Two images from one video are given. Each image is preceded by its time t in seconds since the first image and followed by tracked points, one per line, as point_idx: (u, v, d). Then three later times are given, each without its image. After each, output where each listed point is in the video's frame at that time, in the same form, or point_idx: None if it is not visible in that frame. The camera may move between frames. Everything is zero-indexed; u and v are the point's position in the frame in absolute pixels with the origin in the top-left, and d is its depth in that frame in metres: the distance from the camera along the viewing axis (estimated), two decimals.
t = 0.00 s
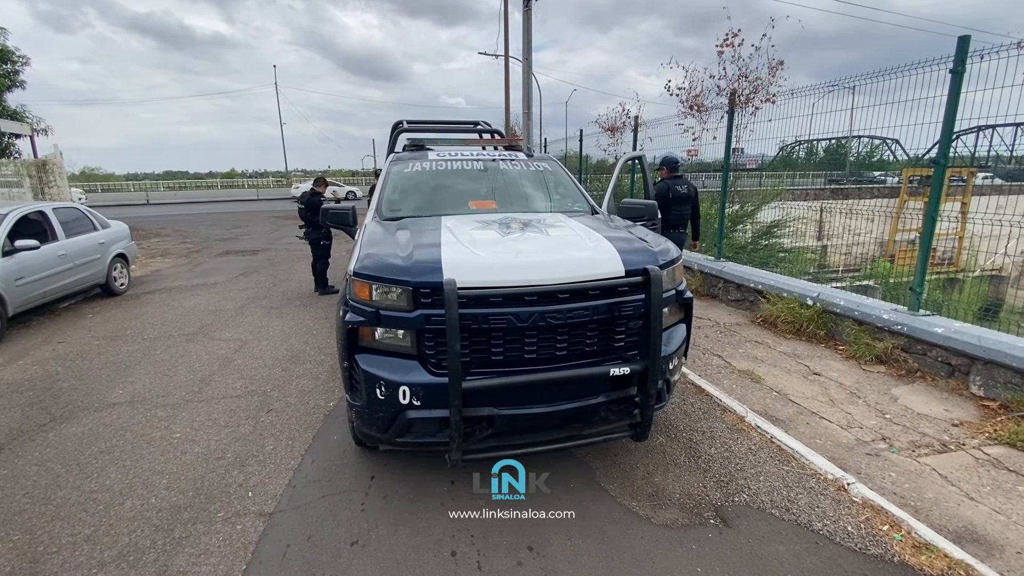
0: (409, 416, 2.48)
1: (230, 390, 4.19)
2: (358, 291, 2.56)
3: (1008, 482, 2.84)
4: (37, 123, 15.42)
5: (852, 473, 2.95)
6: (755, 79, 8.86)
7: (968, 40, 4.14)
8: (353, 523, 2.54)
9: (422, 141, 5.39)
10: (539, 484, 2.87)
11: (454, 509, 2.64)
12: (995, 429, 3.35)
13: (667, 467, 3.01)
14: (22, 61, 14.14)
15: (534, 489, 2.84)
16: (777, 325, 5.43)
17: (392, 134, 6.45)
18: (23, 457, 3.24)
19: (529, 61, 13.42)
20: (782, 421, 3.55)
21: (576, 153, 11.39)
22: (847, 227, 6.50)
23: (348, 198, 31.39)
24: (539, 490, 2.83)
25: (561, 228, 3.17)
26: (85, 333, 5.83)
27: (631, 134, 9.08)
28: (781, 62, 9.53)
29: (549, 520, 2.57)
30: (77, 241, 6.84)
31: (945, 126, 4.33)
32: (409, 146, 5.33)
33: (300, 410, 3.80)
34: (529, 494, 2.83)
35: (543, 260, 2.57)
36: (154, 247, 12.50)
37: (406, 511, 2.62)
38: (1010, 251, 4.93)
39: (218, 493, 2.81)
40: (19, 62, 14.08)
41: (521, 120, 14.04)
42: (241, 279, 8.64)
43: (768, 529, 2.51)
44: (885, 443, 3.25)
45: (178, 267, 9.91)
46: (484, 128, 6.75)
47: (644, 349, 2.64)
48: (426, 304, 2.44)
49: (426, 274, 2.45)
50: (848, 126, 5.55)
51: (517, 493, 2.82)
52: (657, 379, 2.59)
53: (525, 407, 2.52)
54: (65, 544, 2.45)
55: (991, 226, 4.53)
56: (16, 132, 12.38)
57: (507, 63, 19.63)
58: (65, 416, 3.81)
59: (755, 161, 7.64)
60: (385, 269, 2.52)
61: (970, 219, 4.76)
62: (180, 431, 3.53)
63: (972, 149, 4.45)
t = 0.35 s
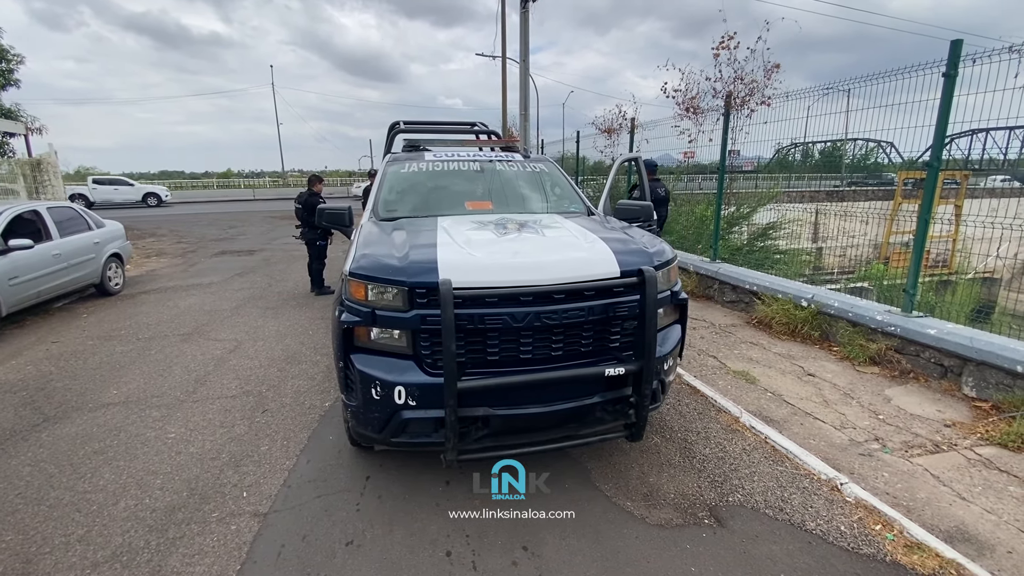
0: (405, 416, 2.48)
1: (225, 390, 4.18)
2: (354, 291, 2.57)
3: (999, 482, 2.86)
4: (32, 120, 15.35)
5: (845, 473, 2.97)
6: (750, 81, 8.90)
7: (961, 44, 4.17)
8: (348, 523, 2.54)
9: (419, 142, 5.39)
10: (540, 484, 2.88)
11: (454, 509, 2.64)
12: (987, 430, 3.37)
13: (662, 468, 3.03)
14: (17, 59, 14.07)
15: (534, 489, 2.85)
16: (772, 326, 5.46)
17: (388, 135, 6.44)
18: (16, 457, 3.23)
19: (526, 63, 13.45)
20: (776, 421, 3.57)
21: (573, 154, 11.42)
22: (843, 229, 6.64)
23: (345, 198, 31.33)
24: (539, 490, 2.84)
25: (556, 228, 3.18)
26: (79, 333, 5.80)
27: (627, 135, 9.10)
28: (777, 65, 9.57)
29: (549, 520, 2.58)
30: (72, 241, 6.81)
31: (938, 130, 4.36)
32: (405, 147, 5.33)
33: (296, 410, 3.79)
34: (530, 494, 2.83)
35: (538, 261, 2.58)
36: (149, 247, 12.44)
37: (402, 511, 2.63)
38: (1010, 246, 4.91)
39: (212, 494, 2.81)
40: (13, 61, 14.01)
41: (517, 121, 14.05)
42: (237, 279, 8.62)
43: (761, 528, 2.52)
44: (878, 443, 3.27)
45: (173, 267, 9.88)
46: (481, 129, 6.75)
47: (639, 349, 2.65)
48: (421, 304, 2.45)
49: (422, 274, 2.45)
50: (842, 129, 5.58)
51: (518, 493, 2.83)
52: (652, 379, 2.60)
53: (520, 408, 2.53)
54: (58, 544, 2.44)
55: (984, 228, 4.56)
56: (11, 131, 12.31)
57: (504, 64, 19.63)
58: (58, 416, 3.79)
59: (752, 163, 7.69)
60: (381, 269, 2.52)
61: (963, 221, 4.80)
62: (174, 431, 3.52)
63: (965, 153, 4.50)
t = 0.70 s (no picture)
0: (402, 416, 2.48)
1: (220, 391, 4.16)
2: (351, 291, 2.56)
3: (993, 483, 2.88)
4: (24, 119, 15.24)
5: (841, 473, 2.98)
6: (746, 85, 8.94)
7: (954, 49, 4.21)
8: (344, 525, 2.53)
9: (417, 143, 5.39)
10: (540, 484, 2.88)
11: (453, 509, 2.65)
12: (980, 431, 3.39)
13: (659, 468, 3.03)
14: (10, 58, 13.98)
15: (534, 489, 2.86)
16: (768, 328, 5.48)
17: (385, 136, 6.43)
18: (7, 459, 3.20)
19: (523, 65, 13.47)
20: (772, 422, 3.58)
21: (569, 156, 11.44)
22: (837, 232, 6.85)
23: (340, 199, 31.26)
24: (539, 490, 2.85)
25: (554, 229, 3.18)
26: (72, 334, 5.76)
27: (624, 137, 9.13)
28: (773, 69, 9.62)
29: (548, 520, 2.58)
30: (66, 241, 6.77)
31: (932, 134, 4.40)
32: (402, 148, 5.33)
33: (291, 412, 3.78)
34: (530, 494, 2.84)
35: (536, 262, 2.58)
36: (144, 247, 12.38)
37: (399, 512, 2.62)
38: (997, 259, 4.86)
39: (207, 495, 2.79)
40: (7, 60, 13.93)
41: (514, 123, 14.06)
42: (232, 280, 8.58)
43: (758, 529, 2.53)
44: (873, 444, 3.29)
45: (168, 267, 9.83)
46: (478, 130, 6.74)
47: (636, 350, 2.65)
48: (419, 304, 2.44)
49: (420, 275, 2.45)
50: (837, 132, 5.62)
51: (518, 493, 2.83)
52: (649, 380, 2.60)
53: (517, 408, 2.53)
54: (51, 546, 2.42)
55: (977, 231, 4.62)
56: (4, 130, 12.23)
57: (501, 66, 19.63)
58: (51, 417, 3.76)
59: (748, 165, 7.68)
60: (378, 270, 2.52)
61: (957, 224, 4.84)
62: (169, 432, 3.50)
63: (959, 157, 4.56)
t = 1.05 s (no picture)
0: (412, 417, 2.49)
1: (224, 392, 4.16)
2: (361, 292, 2.57)
3: (995, 484, 2.91)
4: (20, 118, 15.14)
5: (845, 474, 3.00)
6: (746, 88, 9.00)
7: (955, 54, 4.26)
8: (354, 526, 2.53)
9: (420, 145, 5.40)
10: (540, 484, 2.89)
11: (454, 509, 2.66)
12: (981, 433, 3.43)
13: (665, 470, 3.05)
14: (7, 57, 13.91)
15: (534, 489, 2.87)
16: (768, 330, 5.52)
17: (387, 138, 6.44)
18: (12, 460, 3.18)
19: (523, 67, 13.52)
20: (776, 424, 3.61)
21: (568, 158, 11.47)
22: (834, 234, 7.00)
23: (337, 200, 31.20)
24: (539, 490, 2.86)
25: (561, 232, 3.20)
26: (72, 335, 5.73)
27: (624, 140, 9.17)
28: (773, 73, 9.71)
29: (548, 521, 2.60)
30: (65, 241, 6.74)
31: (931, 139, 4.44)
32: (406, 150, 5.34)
33: (296, 413, 3.77)
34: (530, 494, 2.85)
35: (545, 263, 2.60)
36: (142, 248, 12.33)
37: (407, 513, 2.63)
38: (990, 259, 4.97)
39: (215, 496, 2.79)
40: (4, 59, 13.87)
41: (514, 125, 14.09)
42: (231, 281, 8.55)
43: (765, 529, 2.55)
44: (876, 446, 3.32)
45: (167, 268, 9.80)
46: (479, 133, 6.76)
47: (643, 352, 2.67)
48: (429, 306, 2.45)
49: (430, 276, 2.46)
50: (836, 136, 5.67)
51: (517, 493, 2.84)
52: (657, 381, 2.62)
53: (526, 410, 2.55)
54: (60, 548, 2.42)
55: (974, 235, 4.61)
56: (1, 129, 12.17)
57: (500, 68, 19.64)
58: (54, 418, 3.75)
59: (744, 169, 7.58)
60: (388, 271, 2.53)
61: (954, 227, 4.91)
62: (174, 433, 3.49)
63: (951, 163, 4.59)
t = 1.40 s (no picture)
0: (436, 417, 2.51)
1: (238, 393, 4.16)
2: (385, 294, 2.59)
3: (1011, 484, 2.94)
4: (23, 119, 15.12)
5: (861, 475, 3.03)
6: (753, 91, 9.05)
7: (963, 59, 4.31)
8: (378, 525, 2.55)
9: (431, 147, 5.43)
10: (540, 484, 2.91)
11: (454, 510, 2.67)
12: (993, 433, 3.46)
13: (682, 470, 3.07)
14: (10, 58, 13.91)
15: (535, 489, 2.88)
16: (776, 331, 5.55)
17: (396, 140, 6.47)
18: (31, 461, 3.19)
19: (528, 70, 13.54)
20: (789, 424, 3.63)
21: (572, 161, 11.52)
22: (833, 236, 6.95)
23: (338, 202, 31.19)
24: (540, 491, 2.86)
25: (579, 234, 3.23)
26: (81, 336, 5.73)
27: (629, 143, 9.22)
28: (779, 77, 9.77)
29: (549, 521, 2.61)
30: (73, 242, 6.74)
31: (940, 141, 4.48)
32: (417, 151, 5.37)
33: (312, 414, 3.78)
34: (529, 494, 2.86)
35: (568, 265, 2.62)
36: (145, 249, 12.33)
37: (429, 513, 2.64)
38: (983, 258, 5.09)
39: (237, 496, 2.80)
40: (7, 60, 13.87)
41: (518, 128, 14.12)
42: (237, 283, 8.55)
43: (786, 529, 2.57)
44: (890, 446, 3.34)
45: (172, 269, 9.79)
46: (486, 135, 6.78)
47: (664, 353, 2.69)
48: (454, 307, 2.48)
49: (455, 278, 2.48)
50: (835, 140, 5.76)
51: (518, 493, 2.85)
52: (679, 383, 2.64)
53: (548, 410, 2.57)
54: (86, 547, 2.43)
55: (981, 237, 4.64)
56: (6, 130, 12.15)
57: (503, 71, 19.71)
58: (70, 419, 3.75)
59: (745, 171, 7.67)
60: (413, 273, 2.55)
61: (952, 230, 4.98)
62: (191, 434, 3.50)
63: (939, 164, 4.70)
